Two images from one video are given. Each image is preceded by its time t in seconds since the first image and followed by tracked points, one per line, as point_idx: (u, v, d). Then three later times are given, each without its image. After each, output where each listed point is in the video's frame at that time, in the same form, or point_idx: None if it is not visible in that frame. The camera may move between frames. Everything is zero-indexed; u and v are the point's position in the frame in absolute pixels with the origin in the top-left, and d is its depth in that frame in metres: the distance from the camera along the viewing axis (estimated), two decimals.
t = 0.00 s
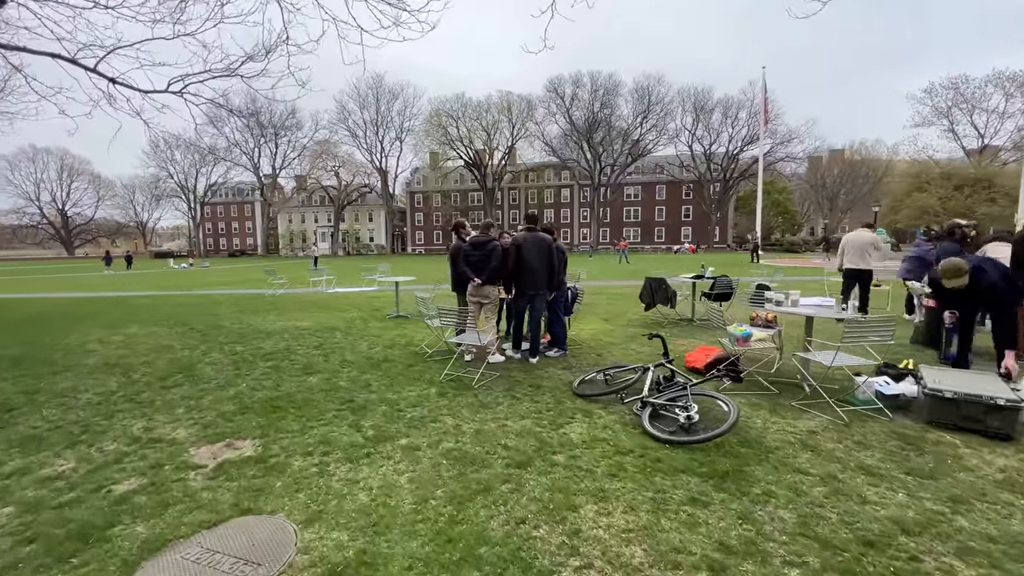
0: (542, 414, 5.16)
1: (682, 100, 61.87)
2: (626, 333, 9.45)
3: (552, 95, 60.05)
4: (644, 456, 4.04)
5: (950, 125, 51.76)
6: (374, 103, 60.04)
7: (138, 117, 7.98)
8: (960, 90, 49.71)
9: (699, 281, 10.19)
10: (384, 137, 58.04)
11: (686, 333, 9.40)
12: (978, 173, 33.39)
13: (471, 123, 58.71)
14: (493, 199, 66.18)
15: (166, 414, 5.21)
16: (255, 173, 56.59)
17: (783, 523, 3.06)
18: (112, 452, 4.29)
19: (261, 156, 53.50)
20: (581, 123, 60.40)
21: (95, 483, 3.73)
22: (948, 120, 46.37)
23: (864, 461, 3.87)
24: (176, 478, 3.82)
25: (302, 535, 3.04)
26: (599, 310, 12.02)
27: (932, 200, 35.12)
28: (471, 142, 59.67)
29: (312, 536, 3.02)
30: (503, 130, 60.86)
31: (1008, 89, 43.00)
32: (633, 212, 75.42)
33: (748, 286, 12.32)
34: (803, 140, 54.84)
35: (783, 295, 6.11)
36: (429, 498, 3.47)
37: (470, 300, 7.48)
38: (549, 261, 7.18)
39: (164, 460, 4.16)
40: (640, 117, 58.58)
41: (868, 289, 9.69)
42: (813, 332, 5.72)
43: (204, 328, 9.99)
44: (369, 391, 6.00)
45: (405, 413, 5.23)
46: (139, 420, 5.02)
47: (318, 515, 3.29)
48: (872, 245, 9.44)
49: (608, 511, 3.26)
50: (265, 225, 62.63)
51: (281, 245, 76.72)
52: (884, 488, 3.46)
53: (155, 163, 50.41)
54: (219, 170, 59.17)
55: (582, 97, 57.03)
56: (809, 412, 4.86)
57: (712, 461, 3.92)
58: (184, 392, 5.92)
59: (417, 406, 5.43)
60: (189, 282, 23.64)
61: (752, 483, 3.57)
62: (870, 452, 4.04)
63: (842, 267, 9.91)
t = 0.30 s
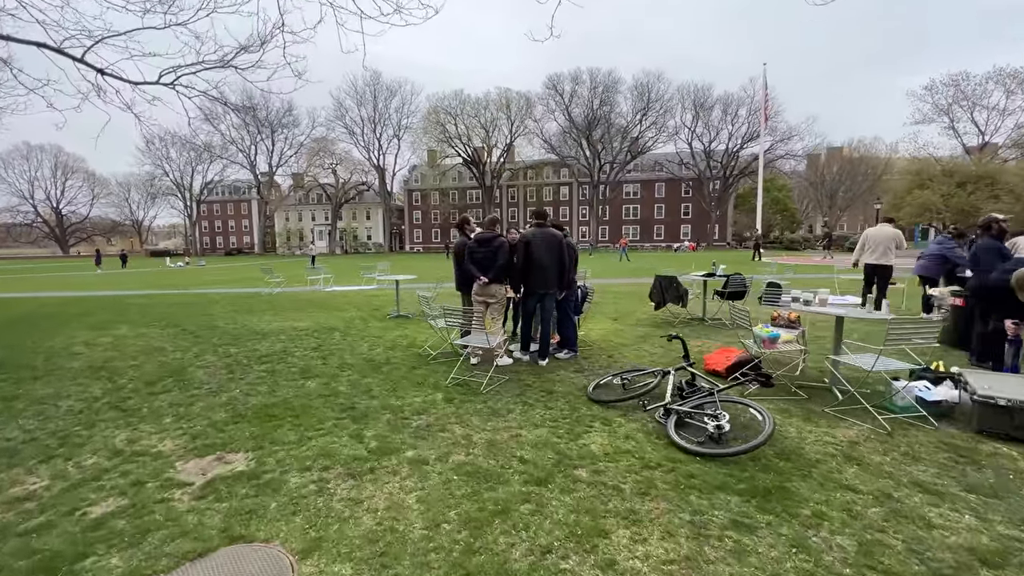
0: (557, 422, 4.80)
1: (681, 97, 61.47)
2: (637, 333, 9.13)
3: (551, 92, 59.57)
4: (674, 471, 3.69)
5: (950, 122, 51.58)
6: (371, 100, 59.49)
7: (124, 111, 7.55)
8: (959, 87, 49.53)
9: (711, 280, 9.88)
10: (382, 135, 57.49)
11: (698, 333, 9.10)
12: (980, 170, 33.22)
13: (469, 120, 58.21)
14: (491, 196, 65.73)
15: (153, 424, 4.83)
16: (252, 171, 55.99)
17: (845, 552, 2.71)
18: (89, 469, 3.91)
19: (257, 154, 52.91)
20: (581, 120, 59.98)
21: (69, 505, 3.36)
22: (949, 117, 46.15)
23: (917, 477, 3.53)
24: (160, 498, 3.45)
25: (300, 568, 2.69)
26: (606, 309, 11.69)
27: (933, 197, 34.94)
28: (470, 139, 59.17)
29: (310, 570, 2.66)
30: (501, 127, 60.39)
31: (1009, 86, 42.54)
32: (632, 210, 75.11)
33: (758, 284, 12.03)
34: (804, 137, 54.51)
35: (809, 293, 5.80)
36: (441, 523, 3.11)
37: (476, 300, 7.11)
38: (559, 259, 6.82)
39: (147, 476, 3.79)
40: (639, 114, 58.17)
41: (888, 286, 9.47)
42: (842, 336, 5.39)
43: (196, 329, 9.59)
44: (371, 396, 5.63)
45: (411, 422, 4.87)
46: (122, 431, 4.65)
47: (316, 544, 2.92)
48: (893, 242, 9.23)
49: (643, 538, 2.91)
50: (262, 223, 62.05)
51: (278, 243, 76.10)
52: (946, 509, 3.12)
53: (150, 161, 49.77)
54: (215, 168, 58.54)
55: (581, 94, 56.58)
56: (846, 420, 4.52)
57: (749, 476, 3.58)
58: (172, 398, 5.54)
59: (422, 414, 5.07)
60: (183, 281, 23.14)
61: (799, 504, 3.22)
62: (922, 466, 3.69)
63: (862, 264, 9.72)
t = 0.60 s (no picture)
0: (577, 440, 4.44)
1: (680, 95, 61.20)
2: (649, 337, 8.81)
3: (548, 91, 59.22)
4: (714, 499, 3.35)
5: (948, 121, 51.57)
6: (368, 99, 59.02)
7: (114, 105, 8.00)
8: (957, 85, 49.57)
9: (724, 282, 9.58)
10: (378, 133, 56.98)
11: (712, 337, 8.78)
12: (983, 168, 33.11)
13: (467, 119, 57.81)
14: (489, 195, 65.29)
15: (136, 444, 4.43)
16: (247, 170, 55.41)
17: None
18: (60, 500, 3.50)
19: (252, 153, 52.34)
20: (579, 118, 59.60)
21: (35, 547, 2.97)
22: (948, 115, 46.11)
23: (986, 506, 3.18)
24: (138, 537, 3.05)
25: None
26: (614, 311, 11.34)
27: (934, 196, 34.81)
28: (467, 138, 58.78)
29: None
30: (499, 126, 60.00)
31: (1007, 84, 42.42)
32: (630, 209, 74.86)
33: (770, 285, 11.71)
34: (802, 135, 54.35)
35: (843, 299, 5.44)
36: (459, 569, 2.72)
37: (482, 306, 6.68)
38: (572, 262, 6.46)
39: (126, 508, 3.39)
40: (638, 112, 57.89)
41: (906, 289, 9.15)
42: (878, 345, 5.08)
43: (188, 334, 9.16)
44: (374, 409, 5.26)
45: (417, 440, 4.49)
46: (103, 452, 4.26)
47: None
48: (912, 244, 8.91)
49: None
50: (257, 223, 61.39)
51: (274, 243, 75.43)
52: None
53: (144, 160, 49.18)
54: (210, 167, 57.92)
55: (579, 93, 56.28)
56: (891, 438, 4.18)
57: (798, 508, 3.22)
58: (159, 414, 5.13)
59: (429, 431, 4.69)
60: (178, 282, 22.66)
61: (861, 542, 2.86)
62: (987, 493, 3.34)
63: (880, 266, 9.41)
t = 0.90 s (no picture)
0: (604, 451, 4.11)
1: (675, 93, 60.98)
2: (662, 338, 8.49)
3: (544, 88, 58.80)
4: (766, 520, 3.03)
5: (942, 118, 51.71)
6: (361, 96, 58.33)
7: (98, 98, 7.88)
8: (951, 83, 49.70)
9: (737, 280, 9.28)
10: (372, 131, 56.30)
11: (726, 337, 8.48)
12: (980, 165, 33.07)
13: (462, 116, 57.27)
14: (485, 194, 64.75)
15: (122, 460, 4.06)
16: (239, 168, 54.56)
17: None
18: (34, 529, 3.12)
19: (244, 151, 51.53)
20: (574, 116, 59.14)
21: None
22: (942, 113, 46.21)
23: None
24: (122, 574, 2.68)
25: None
26: (621, 310, 11.00)
27: (931, 193, 34.83)
28: (462, 136, 58.25)
29: None
30: (494, 123, 59.50)
31: (1000, 81, 42.54)
32: (626, 207, 74.63)
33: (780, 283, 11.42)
34: (798, 133, 54.28)
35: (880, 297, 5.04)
36: None
37: (492, 307, 6.35)
38: (587, 260, 6.12)
39: (109, 536, 3.03)
40: (634, 110, 57.60)
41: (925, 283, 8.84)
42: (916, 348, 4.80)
43: (178, 337, 8.72)
44: (380, 418, 4.90)
45: (430, 453, 4.14)
46: (84, 470, 3.88)
47: None
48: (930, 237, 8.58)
49: None
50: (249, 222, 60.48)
51: (267, 242, 74.55)
52: None
53: (132, 158, 48.26)
54: (200, 166, 57.01)
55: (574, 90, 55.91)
56: (942, 447, 3.89)
57: (861, 529, 2.91)
58: (146, 426, 4.74)
59: (442, 442, 4.34)
60: (168, 283, 22.08)
61: (941, 572, 2.54)
62: None
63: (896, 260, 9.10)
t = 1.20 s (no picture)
0: (633, 471, 3.79)
1: (668, 90, 60.86)
2: (673, 341, 8.19)
3: (536, 85, 58.38)
4: (827, 556, 2.73)
5: (930, 116, 52.14)
6: (351, 93, 57.49)
7: (78, 92, 7.31)
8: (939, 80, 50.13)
9: (748, 281, 9.00)
10: (363, 128, 55.51)
11: (739, 339, 8.22)
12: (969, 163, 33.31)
13: (453, 113, 56.67)
14: (477, 191, 64.20)
15: (100, 489, 3.66)
16: (226, 166, 53.49)
17: None
18: None
19: (231, 149, 50.51)
20: (566, 113, 58.82)
21: None
22: (932, 110, 46.56)
23: None
24: None
25: None
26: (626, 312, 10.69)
27: (922, 190, 35.08)
28: (454, 133, 57.65)
29: None
30: (486, 120, 58.97)
31: (988, 79, 42.91)
32: (619, 204, 74.53)
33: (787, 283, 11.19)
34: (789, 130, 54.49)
35: (916, 302, 4.61)
36: None
37: (500, 312, 6.03)
38: (600, 262, 5.77)
39: None
40: (626, 107, 57.38)
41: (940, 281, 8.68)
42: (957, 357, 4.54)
43: (163, 345, 8.24)
44: (387, 435, 4.52)
45: (444, 477, 3.79)
46: (56, 503, 3.47)
47: None
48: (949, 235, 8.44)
49: None
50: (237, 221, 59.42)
51: (255, 241, 73.41)
52: None
53: (116, 156, 47.06)
54: (186, 164, 55.85)
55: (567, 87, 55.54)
56: (997, 465, 3.63)
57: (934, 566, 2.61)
58: (128, 448, 4.33)
59: (455, 463, 3.98)
60: (154, 284, 21.42)
61: None
62: None
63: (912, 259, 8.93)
